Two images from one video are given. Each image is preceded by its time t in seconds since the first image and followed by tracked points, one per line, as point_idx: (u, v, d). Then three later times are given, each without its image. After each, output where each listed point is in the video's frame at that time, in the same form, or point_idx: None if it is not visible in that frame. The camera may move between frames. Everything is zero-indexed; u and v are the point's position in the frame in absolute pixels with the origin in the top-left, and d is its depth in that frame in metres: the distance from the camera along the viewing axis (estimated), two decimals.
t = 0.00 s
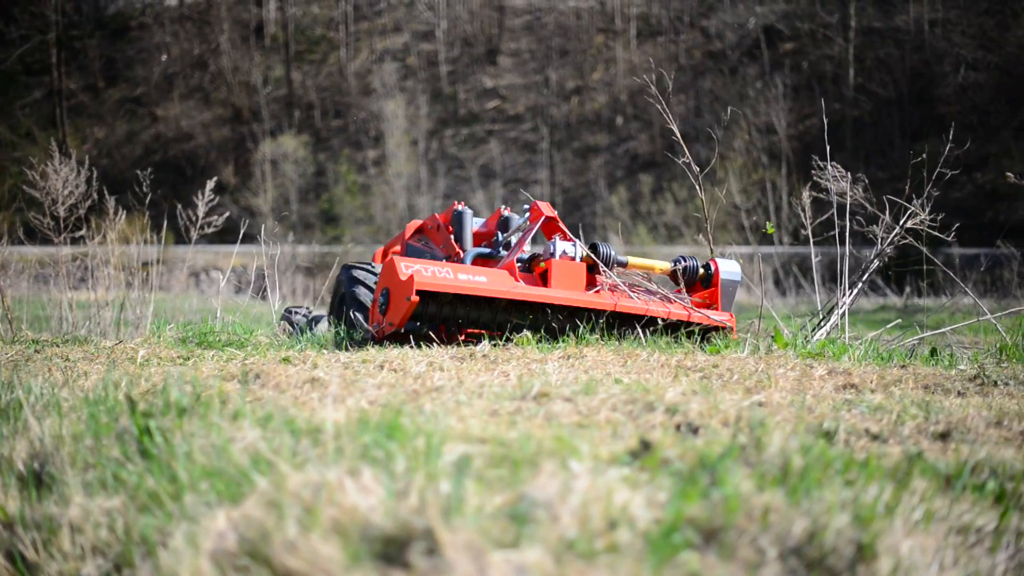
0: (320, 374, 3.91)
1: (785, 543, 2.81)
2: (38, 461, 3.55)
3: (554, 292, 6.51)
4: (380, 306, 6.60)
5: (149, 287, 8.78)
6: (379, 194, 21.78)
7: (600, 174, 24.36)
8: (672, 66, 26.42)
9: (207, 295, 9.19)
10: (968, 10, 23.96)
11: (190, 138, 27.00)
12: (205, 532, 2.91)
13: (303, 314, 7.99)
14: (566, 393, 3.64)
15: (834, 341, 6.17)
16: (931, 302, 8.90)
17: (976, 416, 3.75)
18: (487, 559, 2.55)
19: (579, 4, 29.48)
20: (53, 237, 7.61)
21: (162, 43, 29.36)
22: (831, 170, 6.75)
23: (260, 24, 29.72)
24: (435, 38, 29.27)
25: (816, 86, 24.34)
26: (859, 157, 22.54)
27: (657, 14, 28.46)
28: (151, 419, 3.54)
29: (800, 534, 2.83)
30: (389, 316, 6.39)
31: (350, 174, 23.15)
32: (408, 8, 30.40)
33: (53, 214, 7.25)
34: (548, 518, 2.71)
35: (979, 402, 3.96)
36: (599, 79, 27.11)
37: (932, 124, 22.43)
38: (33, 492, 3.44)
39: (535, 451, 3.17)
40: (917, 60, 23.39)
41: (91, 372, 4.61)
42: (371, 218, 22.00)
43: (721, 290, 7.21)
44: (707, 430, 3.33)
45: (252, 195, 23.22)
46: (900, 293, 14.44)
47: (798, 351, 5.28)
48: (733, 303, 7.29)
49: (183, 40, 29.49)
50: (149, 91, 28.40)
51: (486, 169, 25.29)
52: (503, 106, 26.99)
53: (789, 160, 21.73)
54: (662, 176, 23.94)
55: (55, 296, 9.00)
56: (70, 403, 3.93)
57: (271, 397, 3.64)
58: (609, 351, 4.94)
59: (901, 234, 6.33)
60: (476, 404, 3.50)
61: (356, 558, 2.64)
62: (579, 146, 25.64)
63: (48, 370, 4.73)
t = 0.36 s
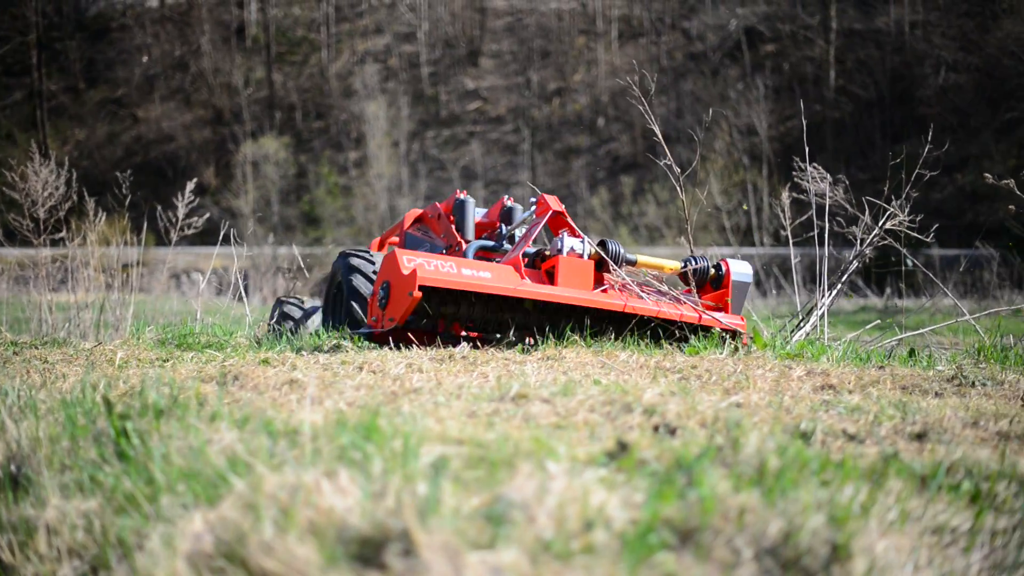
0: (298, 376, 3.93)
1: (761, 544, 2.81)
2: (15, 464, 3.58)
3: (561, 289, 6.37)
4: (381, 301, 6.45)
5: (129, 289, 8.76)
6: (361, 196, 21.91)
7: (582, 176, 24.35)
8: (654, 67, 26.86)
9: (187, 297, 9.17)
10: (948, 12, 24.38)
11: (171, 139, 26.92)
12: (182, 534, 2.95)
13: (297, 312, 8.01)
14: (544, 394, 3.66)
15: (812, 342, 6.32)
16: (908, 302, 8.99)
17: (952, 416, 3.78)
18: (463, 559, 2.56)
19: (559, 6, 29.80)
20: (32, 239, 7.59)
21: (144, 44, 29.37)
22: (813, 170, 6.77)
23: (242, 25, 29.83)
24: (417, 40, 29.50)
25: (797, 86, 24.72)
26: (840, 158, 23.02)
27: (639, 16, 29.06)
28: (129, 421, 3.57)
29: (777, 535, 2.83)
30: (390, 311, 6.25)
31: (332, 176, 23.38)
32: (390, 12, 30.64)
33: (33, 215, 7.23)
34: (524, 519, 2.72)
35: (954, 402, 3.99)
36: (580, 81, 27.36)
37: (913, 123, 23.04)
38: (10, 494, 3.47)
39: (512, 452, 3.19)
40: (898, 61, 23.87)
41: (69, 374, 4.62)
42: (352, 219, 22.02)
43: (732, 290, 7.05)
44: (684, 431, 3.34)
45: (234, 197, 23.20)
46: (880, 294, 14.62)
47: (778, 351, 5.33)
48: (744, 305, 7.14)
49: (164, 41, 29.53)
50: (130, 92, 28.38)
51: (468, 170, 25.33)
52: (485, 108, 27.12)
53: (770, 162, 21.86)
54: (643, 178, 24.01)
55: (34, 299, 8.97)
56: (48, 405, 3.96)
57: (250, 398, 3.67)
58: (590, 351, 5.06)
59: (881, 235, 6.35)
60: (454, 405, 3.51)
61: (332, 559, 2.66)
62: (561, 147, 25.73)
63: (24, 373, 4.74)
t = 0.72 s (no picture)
0: (269, 377, 3.95)
1: (729, 543, 2.82)
2: None
3: (553, 288, 6.35)
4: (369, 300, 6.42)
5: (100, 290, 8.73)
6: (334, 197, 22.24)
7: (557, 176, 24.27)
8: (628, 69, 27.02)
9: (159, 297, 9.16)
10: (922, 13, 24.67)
11: (145, 140, 26.85)
12: (152, 535, 2.98)
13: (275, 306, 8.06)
14: (515, 394, 3.68)
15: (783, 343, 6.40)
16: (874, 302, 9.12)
17: (923, 416, 3.81)
18: (432, 560, 2.58)
19: (534, 7, 29.99)
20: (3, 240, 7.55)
21: (117, 44, 29.17)
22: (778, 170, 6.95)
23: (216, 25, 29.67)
24: (391, 41, 29.51)
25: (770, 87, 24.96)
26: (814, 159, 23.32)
27: (613, 17, 29.27)
28: (98, 422, 3.60)
29: (745, 535, 2.82)
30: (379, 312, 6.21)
31: (305, 176, 23.96)
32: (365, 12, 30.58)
33: (4, 216, 7.20)
34: (493, 520, 2.74)
35: (924, 402, 4.03)
36: (554, 82, 27.48)
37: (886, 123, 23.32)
38: None
39: (482, 453, 3.21)
40: (872, 62, 24.13)
41: (40, 375, 4.63)
42: (326, 220, 22.34)
43: (728, 288, 7.07)
44: (654, 431, 3.35)
45: (208, 198, 23.16)
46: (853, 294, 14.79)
47: (750, 352, 5.33)
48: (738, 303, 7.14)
49: (139, 41, 29.32)
50: (103, 93, 28.26)
51: (442, 171, 25.35)
52: (459, 108, 27.14)
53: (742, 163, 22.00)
54: (617, 179, 24.06)
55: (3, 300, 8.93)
56: (17, 406, 3.98)
57: (220, 397, 3.70)
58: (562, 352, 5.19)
59: (853, 235, 6.40)
60: (425, 405, 3.53)
61: (301, 561, 2.68)
62: (535, 147, 25.73)
63: None
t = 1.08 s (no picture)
0: (238, 378, 4.00)
1: (696, 541, 2.82)
2: None
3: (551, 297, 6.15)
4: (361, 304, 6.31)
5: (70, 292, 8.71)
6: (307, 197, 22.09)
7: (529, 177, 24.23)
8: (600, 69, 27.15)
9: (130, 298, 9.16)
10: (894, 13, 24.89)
11: (116, 140, 26.54)
12: (120, 536, 3.04)
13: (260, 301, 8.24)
14: (484, 394, 3.70)
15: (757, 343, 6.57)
16: (843, 303, 9.25)
17: (890, 415, 3.83)
18: (399, 561, 2.59)
19: (507, 7, 29.91)
20: None
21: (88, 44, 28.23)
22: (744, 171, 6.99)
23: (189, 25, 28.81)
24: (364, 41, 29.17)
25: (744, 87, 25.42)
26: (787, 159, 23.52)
27: (585, 17, 29.34)
28: (65, 423, 3.66)
29: (711, 534, 2.82)
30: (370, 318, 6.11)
31: (278, 177, 24.01)
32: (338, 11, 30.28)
33: None
34: (461, 521, 2.76)
35: (892, 401, 4.07)
36: (527, 82, 27.59)
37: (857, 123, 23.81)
38: None
39: (450, 453, 3.24)
40: (844, 63, 24.50)
41: (7, 375, 4.65)
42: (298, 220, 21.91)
43: (731, 295, 6.85)
44: (623, 430, 3.36)
45: (180, 198, 23.02)
46: (827, 293, 14.95)
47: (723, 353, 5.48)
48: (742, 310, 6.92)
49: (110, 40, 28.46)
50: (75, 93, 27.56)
51: (416, 171, 25.37)
52: (432, 108, 27.15)
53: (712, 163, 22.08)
54: (590, 179, 24.05)
55: None
56: None
57: (190, 397, 3.75)
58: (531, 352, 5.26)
59: (823, 235, 6.54)
60: (394, 405, 3.56)
61: (269, 561, 2.72)
62: (508, 147, 25.77)
63: None
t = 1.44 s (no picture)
0: (208, 379, 4.10)
1: (663, 542, 2.80)
2: None
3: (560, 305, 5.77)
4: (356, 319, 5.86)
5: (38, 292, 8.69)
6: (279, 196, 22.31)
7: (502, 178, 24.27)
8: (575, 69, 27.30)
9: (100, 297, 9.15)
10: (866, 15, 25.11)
11: (88, 139, 26.11)
12: (85, 537, 3.08)
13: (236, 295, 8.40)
14: (453, 395, 3.74)
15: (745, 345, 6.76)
16: (814, 303, 9.38)
17: (858, 416, 3.86)
18: (367, 561, 2.61)
19: (480, 7, 29.63)
20: None
21: (58, 43, 26.91)
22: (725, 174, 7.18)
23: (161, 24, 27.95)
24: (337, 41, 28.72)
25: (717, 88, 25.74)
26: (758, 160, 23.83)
27: (558, 18, 29.28)
28: (34, 425, 3.73)
29: (678, 534, 2.81)
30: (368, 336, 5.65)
31: (250, 178, 23.97)
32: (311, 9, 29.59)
33: None
34: (430, 521, 2.79)
35: (860, 401, 4.13)
36: (501, 83, 27.72)
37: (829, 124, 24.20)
38: None
39: (418, 454, 3.27)
40: (816, 65, 24.92)
41: None
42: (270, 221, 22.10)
43: (739, 290, 6.63)
44: (592, 430, 3.38)
45: (153, 199, 22.89)
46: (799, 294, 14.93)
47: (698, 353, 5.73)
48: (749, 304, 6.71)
49: (80, 39, 27.25)
50: (44, 93, 26.61)
51: (389, 172, 25.39)
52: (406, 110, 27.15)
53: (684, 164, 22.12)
54: (563, 180, 24.06)
55: None
56: None
57: (159, 400, 3.82)
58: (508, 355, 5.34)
59: (793, 236, 6.80)
60: (364, 406, 3.61)
61: (235, 563, 2.75)
62: (481, 148, 26.27)
63: None
